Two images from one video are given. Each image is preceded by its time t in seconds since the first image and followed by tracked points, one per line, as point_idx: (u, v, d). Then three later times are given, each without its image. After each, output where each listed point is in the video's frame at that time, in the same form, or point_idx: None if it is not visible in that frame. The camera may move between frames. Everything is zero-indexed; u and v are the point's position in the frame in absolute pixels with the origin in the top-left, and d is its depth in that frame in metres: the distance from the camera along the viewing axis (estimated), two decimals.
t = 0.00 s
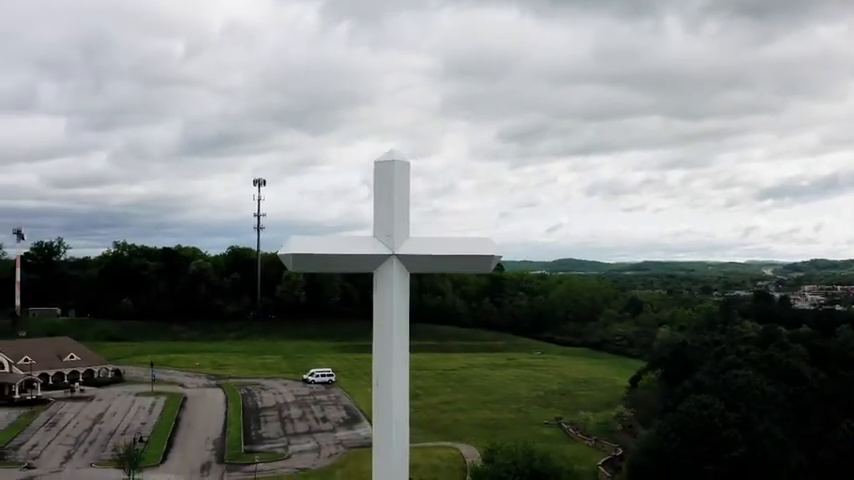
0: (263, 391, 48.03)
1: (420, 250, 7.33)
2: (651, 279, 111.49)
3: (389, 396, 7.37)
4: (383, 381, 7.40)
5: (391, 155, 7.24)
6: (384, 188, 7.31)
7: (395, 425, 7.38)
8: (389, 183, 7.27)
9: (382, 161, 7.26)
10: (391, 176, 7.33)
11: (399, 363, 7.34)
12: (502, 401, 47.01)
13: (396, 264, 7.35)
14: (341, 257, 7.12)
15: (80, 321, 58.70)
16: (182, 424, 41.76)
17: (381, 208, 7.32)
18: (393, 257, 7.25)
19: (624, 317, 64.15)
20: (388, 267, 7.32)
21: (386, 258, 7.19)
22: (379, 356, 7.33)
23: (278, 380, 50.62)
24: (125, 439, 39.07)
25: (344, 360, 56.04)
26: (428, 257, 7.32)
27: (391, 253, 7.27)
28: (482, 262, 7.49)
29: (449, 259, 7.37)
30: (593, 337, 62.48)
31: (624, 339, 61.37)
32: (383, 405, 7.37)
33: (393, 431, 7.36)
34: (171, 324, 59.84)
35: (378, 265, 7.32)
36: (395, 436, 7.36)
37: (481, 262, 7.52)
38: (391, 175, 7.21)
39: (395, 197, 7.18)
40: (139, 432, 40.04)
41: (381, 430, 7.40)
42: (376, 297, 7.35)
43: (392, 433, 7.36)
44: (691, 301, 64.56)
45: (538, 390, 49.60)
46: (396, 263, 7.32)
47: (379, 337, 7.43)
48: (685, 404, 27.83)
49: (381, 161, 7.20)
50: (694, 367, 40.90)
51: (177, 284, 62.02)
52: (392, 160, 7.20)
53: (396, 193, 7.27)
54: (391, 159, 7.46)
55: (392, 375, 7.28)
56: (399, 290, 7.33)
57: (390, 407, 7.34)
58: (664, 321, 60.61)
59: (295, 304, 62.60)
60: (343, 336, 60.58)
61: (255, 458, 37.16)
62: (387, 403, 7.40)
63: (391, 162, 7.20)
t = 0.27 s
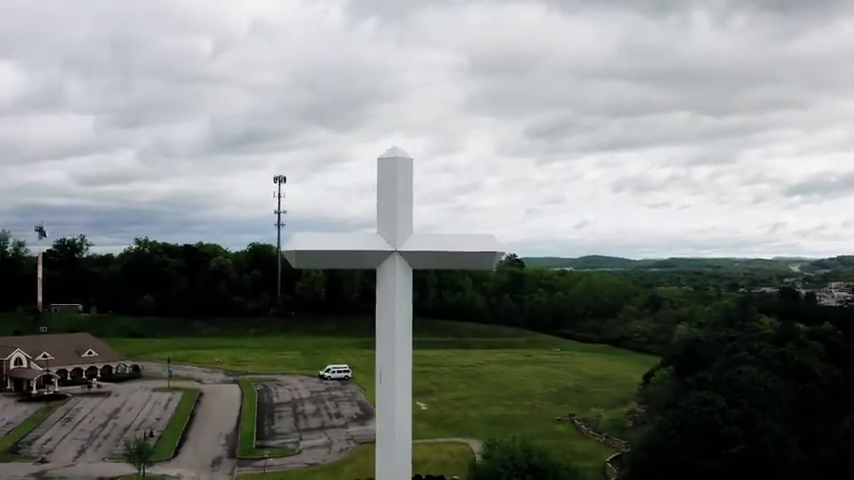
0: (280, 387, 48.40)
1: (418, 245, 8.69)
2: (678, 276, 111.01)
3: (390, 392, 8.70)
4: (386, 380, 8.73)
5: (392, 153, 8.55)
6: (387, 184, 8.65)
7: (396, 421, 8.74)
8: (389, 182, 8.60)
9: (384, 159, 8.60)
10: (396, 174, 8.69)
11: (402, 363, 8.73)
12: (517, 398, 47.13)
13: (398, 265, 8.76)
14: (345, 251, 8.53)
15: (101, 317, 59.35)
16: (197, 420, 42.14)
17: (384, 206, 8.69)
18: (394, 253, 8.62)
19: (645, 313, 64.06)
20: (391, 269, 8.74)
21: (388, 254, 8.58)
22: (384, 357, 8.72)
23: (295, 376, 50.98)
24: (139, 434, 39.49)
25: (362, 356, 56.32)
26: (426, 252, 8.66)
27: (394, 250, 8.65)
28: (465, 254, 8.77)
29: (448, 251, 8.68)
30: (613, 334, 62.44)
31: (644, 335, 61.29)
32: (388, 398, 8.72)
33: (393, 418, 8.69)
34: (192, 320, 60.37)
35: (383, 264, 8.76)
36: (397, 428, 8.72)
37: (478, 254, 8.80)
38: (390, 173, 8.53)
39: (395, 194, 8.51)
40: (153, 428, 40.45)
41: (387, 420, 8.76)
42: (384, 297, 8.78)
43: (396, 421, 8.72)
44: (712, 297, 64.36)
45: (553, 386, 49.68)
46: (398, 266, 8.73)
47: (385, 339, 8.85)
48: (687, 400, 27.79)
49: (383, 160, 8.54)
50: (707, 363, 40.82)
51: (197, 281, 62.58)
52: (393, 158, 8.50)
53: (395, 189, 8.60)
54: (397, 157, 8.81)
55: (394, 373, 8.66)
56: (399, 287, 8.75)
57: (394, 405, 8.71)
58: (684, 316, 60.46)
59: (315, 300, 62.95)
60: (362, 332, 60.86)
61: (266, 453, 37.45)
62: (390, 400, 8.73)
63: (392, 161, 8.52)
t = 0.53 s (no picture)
0: (293, 383, 48.64)
1: (421, 242, 8.43)
2: (699, 273, 110.73)
3: (394, 391, 8.46)
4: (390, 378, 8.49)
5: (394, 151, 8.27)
6: (389, 181, 8.37)
7: (398, 420, 8.48)
8: (391, 178, 8.32)
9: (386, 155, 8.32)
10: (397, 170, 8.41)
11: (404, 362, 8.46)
12: (529, 395, 47.16)
13: (400, 262, 8.50)
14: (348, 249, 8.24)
15: (119, 314, 59.79)
16: (209, 416, 42.43)
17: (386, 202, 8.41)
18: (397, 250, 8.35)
19: (661, 310, 63.93)
20: (393, 266, 8.49)
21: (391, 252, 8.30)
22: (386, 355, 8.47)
23: (309, 372, 51.20)
24: (150, 430, 39.78)
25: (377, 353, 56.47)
26: (427, 249, 8.42)
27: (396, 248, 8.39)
28: (472, 251, 8.59)
29: (449, 249, 8.46)
30: (629, 331, 62.37)
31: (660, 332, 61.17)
32: (391, 399, 8.47)
33: (397, 416, 8.44)
34: (208, 317, 60.72)
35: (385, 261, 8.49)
36: (399, 428, 8.46)
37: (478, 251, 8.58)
38: (391, 171, 8.26)
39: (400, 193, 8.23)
40: (165, 424, 40.74)
41: (389, 420, 8.51)
42: (385, 293, 8.53)
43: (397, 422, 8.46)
44: (729, 294, 64.16)
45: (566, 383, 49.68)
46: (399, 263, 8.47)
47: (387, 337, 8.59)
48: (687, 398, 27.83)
49: (384, 157, 8.26)
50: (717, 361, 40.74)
51: (214, 278, 62.95)
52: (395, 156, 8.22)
53: (398, 187, 8.33)
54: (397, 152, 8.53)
55: (398, 371, 8.40)
56: (401, 285, 8.48)
57: (395, 405, 8.46)
58: (700, 312, 60.29)
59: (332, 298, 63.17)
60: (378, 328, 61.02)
61: (275, 448, 37.72)
62: (393, 399, 8.48)
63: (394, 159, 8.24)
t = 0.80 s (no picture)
0: (308, 383, 48.90)
1: (422, 242, 8.70)
2: (726, 273, 110.10)
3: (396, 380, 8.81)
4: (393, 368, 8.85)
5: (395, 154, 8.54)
6: (391, 182, 8.64)
7: (398, 408, 8.83)
8: (393, 180, 8.59)
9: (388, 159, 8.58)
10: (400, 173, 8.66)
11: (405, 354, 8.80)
12: (543, 395, 47.18)
13: (403, 260, 8.78)
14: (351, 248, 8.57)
15: (139, 313, 60.31)
16: (222, 414, 42.78)
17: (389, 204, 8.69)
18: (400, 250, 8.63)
19: (681, 310, 63.70)
20: (397, 263, 8.77)
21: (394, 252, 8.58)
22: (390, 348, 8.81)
23: (325, 372, 51.45)
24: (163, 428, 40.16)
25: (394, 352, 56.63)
26: (428, 249, 8.67)
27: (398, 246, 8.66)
28: (472, 250, 8.78)
29: (450, 248, 8.65)
30: (648, 331, 62.22)
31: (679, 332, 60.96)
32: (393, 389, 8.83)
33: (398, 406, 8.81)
34: (228, 317, 61.11)
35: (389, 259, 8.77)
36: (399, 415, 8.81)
37: (481, 250, 8.77)
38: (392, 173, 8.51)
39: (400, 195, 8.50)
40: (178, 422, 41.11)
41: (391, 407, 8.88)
42: (389, 290, 8.82)
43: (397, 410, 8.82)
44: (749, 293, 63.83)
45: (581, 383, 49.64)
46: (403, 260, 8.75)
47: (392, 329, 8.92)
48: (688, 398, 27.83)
49: (386, 159, 8.53)
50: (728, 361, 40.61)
51: (234, 278, 63.38)
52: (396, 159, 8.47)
53: (400, 189, 8.58)
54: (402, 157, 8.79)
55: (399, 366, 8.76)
56: (404, 281, 8.78)
57: (396, 400, 8.83)
58: (719, 312, 60.04)
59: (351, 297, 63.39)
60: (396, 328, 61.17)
61: (285, 447, 37.98)
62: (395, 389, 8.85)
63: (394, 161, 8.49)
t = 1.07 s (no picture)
0: (321, 382, 49.09)
1: (429, 242, 7.63)
2: (747, 273, 109.76)
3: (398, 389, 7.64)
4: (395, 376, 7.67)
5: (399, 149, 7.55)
6: (393, 178, 7.63)
7: (405, 422, 7.64)
8: (395, 176, 7.57)
9: (389, 154, 7.60)
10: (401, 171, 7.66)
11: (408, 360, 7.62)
12: (554, 395, 47.15)
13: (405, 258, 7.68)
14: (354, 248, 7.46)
15: (156, 313, 60.70)
16: (234, 413, 43.03)
17: (391, 201, 7.64)
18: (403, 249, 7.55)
19: (697, 309, 63.49)
20: (398, 261, 7.67)
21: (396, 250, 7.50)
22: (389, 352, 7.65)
23: (338, 371, 51.61)
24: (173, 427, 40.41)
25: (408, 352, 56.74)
26: (435, 249, 7.60)
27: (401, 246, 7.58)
28: (482, 253, 7.73)
29: (458, 249, 7.61)
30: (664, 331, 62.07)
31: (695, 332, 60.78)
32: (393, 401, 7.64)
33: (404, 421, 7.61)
34: (245, 316, 61.41)
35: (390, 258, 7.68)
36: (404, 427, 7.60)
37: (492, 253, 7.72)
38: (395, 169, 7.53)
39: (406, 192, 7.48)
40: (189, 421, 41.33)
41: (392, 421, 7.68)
42: (389, 289, 7.69)
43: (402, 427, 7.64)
44: (766, 293, 63.57)
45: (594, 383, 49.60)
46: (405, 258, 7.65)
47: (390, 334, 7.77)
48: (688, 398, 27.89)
49: (386, 155, 7.54)
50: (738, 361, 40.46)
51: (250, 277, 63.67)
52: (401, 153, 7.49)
53: (405, 187, 7.55)
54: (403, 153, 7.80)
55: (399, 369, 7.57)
56: (407, 281, 7.64)
57: (399, 401, 7.58)
58: (734, 312, 59.81)
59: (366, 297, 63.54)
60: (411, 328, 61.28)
61: (293, 445, 38.19)
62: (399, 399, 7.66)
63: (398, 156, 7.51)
